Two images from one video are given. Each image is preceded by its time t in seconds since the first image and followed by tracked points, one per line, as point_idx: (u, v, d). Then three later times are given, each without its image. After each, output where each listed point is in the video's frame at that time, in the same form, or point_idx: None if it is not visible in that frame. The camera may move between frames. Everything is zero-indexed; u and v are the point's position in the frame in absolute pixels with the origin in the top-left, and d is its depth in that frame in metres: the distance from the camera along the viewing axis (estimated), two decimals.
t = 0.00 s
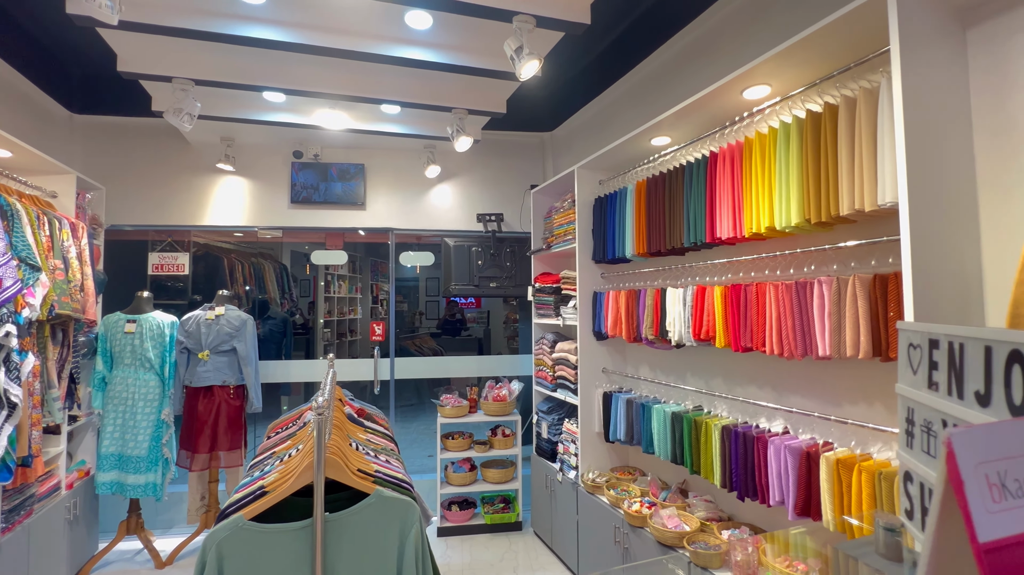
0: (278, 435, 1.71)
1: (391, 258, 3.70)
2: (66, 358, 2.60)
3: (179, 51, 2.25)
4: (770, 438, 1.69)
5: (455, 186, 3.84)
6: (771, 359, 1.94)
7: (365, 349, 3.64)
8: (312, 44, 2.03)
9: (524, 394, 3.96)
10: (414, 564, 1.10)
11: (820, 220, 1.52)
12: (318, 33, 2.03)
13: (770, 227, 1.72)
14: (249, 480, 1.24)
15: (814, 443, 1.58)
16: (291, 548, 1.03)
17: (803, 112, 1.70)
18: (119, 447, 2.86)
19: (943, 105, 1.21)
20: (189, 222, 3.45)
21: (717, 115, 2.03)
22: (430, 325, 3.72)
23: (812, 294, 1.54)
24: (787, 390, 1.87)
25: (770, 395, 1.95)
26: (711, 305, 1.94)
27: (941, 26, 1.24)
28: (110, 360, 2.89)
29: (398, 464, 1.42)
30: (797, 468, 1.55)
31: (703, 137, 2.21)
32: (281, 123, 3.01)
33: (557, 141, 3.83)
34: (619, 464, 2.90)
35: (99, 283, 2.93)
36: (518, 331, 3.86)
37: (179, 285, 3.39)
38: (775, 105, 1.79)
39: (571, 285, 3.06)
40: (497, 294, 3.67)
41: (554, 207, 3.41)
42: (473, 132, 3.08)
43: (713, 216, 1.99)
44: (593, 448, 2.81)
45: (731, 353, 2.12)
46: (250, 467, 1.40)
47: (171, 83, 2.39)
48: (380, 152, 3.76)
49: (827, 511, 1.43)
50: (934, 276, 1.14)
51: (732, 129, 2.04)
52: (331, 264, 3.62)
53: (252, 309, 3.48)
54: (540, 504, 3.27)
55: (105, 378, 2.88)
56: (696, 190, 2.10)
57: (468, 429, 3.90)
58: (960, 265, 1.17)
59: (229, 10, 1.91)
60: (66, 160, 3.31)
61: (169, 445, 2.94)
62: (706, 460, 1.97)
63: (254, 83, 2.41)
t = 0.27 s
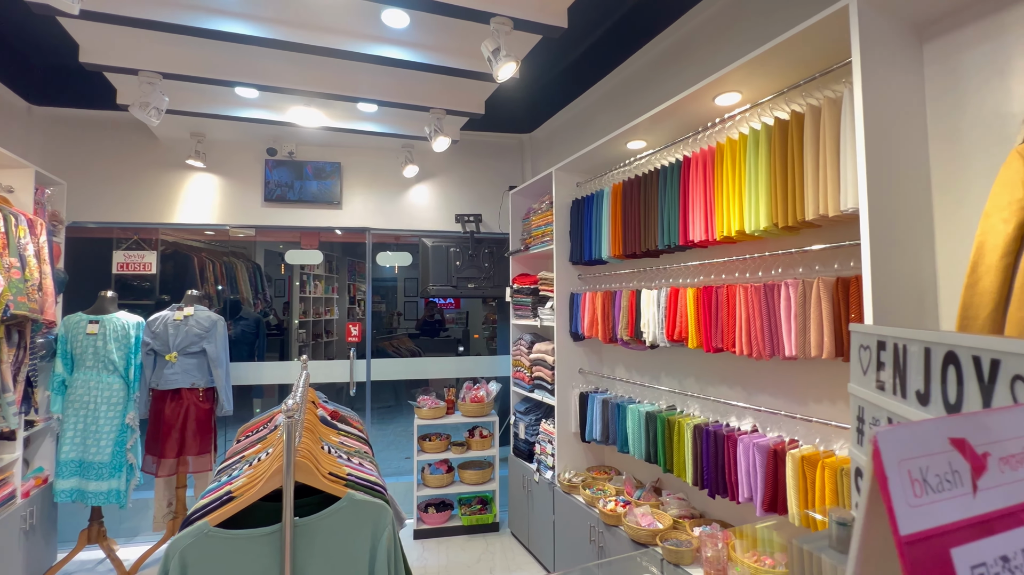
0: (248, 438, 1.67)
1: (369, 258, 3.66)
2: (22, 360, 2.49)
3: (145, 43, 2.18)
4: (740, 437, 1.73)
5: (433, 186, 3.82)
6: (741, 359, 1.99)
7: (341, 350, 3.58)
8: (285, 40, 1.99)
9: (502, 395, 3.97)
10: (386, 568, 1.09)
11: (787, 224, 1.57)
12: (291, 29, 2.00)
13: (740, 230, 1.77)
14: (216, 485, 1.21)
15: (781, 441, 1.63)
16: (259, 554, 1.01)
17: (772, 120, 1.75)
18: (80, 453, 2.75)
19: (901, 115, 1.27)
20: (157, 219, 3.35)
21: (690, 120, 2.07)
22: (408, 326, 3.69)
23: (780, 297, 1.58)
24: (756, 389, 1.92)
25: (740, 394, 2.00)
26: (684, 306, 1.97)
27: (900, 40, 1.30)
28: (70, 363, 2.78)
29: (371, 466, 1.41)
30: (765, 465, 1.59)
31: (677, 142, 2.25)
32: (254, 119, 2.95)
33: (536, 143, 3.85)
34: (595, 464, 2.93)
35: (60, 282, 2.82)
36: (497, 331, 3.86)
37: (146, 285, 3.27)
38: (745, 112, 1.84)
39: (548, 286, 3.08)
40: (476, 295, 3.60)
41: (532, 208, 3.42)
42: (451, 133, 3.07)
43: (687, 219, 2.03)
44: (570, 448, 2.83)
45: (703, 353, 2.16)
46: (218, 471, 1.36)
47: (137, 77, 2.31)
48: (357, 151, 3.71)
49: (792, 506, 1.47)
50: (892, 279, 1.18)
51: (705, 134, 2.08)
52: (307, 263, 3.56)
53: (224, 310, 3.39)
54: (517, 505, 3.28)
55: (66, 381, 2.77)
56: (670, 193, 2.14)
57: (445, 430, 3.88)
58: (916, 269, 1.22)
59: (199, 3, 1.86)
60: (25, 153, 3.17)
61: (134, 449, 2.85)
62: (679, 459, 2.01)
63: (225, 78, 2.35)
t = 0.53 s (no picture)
0: (211, 441, 1.62)
1: (342, 256, 3.60)
2: None
3: (104, 31, 2.09)
4: (706, 434, 1.78)
5: (407, 185, 3.78)
6: (709, 358, 2.04)
7: (312, 351, 3.51)
8: (253, 32, 1.94)
9: (476, 395, 3.96)
10: (352, 571, 1.08)
11: (751, 227, 1.61)
12: (259, 21, 1.95)
13: (707, 233, 1.81)
14: (174, 490, 1.17)
15: (745, 438, 1.67)
16: (218, 560, 0.98)
17: (738, 125, 1.80)
18: (31, 459, 2.61)
19: (856, 124, 1.32)
20: (117, 215, 3.21)
21: (661, 124, 2.11)
22: (383, 326, 3.64)
23: (744, 297, 1.63)
24: (722, 387, 1.98)
25: (707, 392, 2.05)
26: (654, 307, 2.01)
27: (855, 52, 1.35)
28: (21, 365, 2.65)
29: (339, 468, 1.39)
30: (730, 462, 1.63)
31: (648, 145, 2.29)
32: (221, 113, 2.86)
33: (512, 143, 3.86)
34: (568, 462, 2.95)
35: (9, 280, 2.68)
36: (472, 331, 3.85)
37: (105, 283, 3.14)
38: (713, 117, 1.88)
39: (522, 286, 3.09)
40: (450, 295, 3.60)
41: (507, 209, 3.43)
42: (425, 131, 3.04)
43: (656, 221, 2.07)
44: (543, 447, 2.85)
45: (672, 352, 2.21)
46: (178, 476, 1.32)
47: (95, 65, 2.21)
48: (329, 148, 3.65)
49: (754, 500, 1.52)
50: (847, 280, 1.23)
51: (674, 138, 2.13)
52: (277, 262, 3.48)
53: (189, 309, 3.28)
54: (491, 505, 3.28)
55: (16, 384, 2.63)
56: (641, 195, 2.17)
57: (419, 431, 3.85)
58: (870, 271, 1.28)
59: None
60: None
61: (90, 455, 2.73)
62: (648, 456, 2.05)
63: (189, 70, 2.28)
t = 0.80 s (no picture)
0: (171, 445, 1.56)
1: (313, 255, 3.53)
2: None
3: (57, 16, 1.99)
4: (673, 431, 1.81)
5: (380, 182, 3.72)
6: (677, 357, 2.08)
7: (282, 351, 3.43)
8: (219, 23, 1.88)
9: (450, 395, 3.94)
10: None
11: (717, 229, 1.66)
12: (225, 12, 1.89)
13: (675, 234, 1.85)
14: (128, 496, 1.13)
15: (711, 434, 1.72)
16: (174, 568, 0.95)
17: (706, 130, 1.85)
18: None
19: (816, 130, 1.37)
20: (73, 209, 3.06)
21: (632, 127, 2.14)
22: (356, 326, 3.59)
23: (710, 298, 1.68)
24: (690, 385, 2.02)
25: (675, 390, 2.10)
26: (624, 307, 2.04)
27: (815, 61, 1.40)
28: None
29: (304, 471, 1.36)
30: (697, 458, 1.67)
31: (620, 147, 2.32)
32: (185, 105, 2.76)
33: (487, 143, 3.85)
34: (541, 461, 2.97)
35: None
36: (446, 331, 3.84)
37: (60, 281, 3.00)
38: (682, 121, 1.93)
39: (496, 286, 3.09)
40: (424, 294, 3.57)
41: (482, 208, 3.42)
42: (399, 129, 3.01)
43: (627, 222, 2.10)
44: (516, 446, 2.86)
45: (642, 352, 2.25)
46: (133, 481, 1.27)
47: (48, 53, 2.11)
48: (300, 144, 3.56)
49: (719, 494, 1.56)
50: (807, 281, 1.28)
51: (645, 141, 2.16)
52: (246, 260, 3.39)
53: (150, 308, 3.15)
54: (464, 505, 3.27)
55: None
56: (612, 197, 2.20)
57: (391, 432, 3.80)
58: (828, 273, 1.33)
59: None
60: None
61: (41, 462, 2.65)
62: (618, 454, 2.08)
63: (151, 60, 2.19)
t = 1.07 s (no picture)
0: (128, 449, 1.50)
1: (284, 253, 3.45)
2: None
3: None
4: (644, 428, 1.84)
5: (353, 180, 3.65)
6: (648, 356, 2.11)
7: (251, 352, 3.34)
8: (181, 13, 1.82)
9: (425, 395, 3.90)
10: None
11: (686, 229, 1.69)
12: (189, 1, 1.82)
13: (645, 235, 1.88)
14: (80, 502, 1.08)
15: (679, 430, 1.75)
16: None
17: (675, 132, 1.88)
18: None
19: (779, 134, 1.41)
20: (24, 203, 2.90)
21: (604, 128, 2.17)
22: (329, 326, 3.51)
23: (678, 297, 1.71)
24: (661, 383, 2.06)
25: (646, 388, 2.13)
26: (596, 306, 2.07)
27: (778, 68, 1.45)
28: None
29: (269, 473, 1.33)
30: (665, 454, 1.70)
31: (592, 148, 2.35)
32: (146, 97, 2.65)
33: (462, 141, 3.84)
34: (515, 460, 2.97)
35: None
36: (421, 331, 3.80)
37: (10, 279, 2.86)
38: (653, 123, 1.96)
39: (471, 285, 3.08)
40: (398, 293, 3.53)
41: (456, 207, 3.41)
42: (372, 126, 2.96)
43: (598, 222, 2.12)
44: (490, 445, 2.85)
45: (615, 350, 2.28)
46: (86, 487, 1.22)
47: None
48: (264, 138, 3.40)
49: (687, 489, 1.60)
50: (770, 281, 1.32)
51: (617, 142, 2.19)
52: (213, 258, 3.29)
53: (109, 307, 3.05)
54: (437, 505, 3.25)
55: None
56: (585, 197, 2.23)
57: (364, 433, 3.75)
58: (790, 272, 1.38)
59: None
60: None
61: None
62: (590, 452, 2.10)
63: (108, 49, 2.10)
